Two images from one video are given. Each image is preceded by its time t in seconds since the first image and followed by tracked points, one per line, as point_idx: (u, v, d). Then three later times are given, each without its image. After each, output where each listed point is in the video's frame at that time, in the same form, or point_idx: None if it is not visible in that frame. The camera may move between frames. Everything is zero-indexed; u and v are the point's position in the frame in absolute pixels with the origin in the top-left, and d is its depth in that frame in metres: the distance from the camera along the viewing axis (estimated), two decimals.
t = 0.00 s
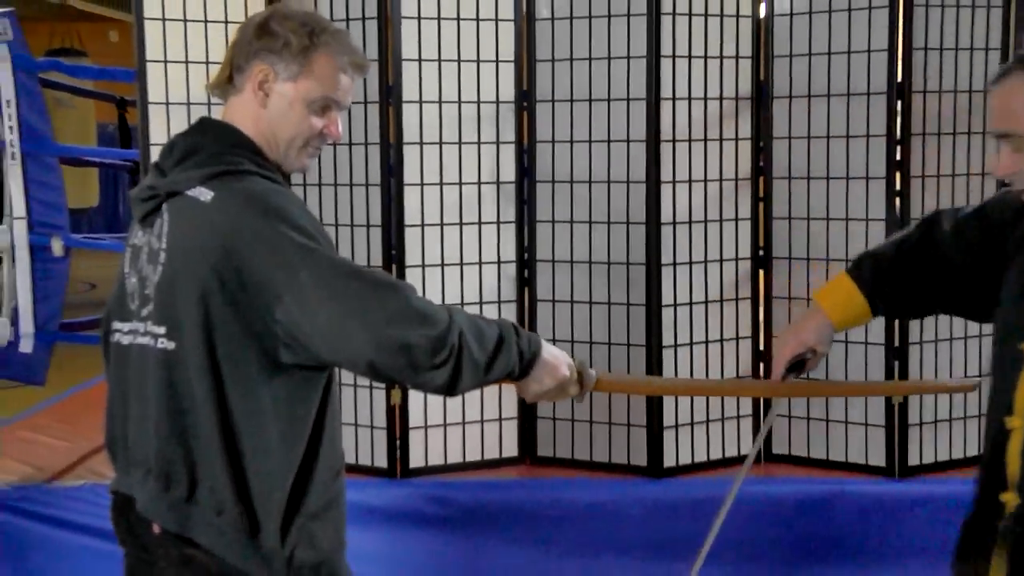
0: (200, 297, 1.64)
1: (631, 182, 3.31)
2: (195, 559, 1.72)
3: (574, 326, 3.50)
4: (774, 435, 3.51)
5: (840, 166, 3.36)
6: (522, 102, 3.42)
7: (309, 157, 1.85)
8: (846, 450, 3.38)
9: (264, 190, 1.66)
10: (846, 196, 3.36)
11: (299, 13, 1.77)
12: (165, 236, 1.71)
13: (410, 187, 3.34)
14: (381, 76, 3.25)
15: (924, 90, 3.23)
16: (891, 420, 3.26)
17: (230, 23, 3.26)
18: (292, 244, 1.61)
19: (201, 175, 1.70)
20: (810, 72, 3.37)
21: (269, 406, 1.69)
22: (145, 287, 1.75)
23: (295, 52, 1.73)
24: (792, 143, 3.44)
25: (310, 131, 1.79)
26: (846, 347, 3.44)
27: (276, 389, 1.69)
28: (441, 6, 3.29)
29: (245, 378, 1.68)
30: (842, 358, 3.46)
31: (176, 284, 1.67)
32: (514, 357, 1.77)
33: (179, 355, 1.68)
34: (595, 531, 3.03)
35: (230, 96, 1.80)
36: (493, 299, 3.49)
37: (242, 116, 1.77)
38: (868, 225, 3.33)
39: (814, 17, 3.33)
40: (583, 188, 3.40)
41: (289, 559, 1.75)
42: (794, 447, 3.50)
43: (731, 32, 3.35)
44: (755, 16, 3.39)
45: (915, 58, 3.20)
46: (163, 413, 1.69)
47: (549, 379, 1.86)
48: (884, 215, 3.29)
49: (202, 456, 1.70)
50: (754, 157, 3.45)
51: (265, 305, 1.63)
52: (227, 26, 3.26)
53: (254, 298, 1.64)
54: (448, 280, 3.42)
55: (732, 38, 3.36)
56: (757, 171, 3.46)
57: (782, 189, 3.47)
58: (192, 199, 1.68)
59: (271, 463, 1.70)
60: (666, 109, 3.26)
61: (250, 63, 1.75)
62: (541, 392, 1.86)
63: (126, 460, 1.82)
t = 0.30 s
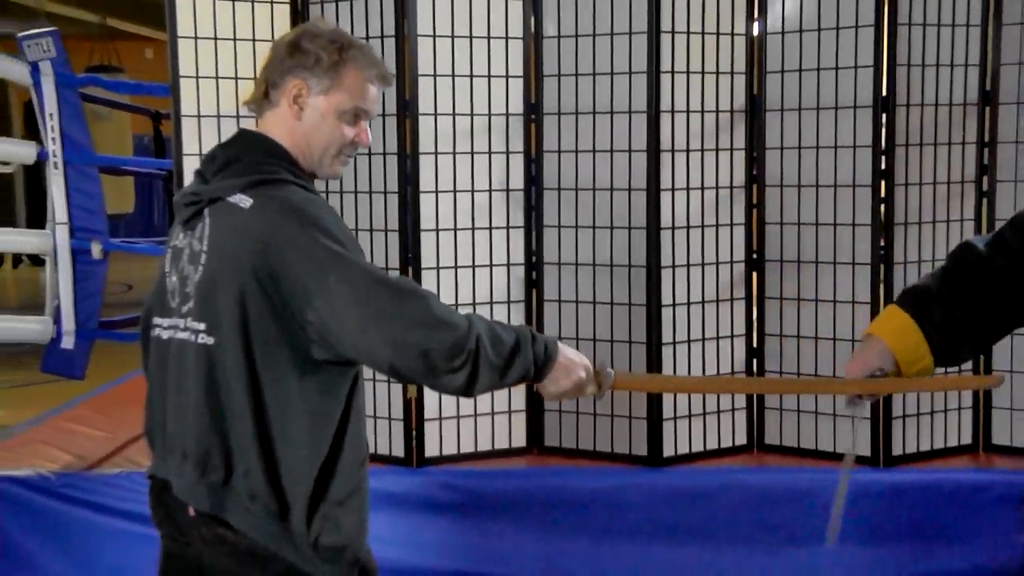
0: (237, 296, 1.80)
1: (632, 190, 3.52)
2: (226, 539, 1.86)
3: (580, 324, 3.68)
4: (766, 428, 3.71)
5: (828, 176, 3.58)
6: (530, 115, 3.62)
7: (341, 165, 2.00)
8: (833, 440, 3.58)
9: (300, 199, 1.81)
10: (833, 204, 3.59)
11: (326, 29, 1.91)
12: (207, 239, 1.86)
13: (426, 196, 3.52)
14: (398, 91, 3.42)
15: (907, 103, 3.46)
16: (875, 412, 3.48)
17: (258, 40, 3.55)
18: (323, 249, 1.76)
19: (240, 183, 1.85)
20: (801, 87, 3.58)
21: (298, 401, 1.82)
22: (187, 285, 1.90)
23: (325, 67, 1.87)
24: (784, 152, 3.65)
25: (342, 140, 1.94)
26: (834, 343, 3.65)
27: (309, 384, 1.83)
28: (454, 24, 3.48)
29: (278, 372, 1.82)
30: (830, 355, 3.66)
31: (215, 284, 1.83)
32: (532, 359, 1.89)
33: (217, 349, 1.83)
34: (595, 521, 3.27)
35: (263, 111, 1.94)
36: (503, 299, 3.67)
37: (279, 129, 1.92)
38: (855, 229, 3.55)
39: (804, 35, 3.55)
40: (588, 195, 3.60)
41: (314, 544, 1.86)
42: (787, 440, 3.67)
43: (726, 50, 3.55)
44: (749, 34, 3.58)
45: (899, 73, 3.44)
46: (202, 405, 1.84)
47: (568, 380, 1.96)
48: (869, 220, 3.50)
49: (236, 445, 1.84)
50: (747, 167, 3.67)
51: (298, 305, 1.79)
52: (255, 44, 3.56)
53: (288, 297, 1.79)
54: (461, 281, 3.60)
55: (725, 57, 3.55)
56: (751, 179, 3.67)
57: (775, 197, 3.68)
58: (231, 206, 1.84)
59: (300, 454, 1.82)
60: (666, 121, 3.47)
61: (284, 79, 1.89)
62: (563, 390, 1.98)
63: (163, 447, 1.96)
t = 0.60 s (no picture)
0: (251, 299, 1.87)
1: (631, 195, 3.64)
2: (240, 532, 1.94)
3: (581, 324, 3.79)
4: (760, 424, 3.86)
5: (821, 180, 3.70)
6: (534, 122, 3.74)
7: (356, 170, 2.09)
8: (826, 437, 3.74)
9: (314, 207, 1.89)
10: (826, 210, 3.70)
11: (339, 40, 2.00)
12: (224, 243, 1.95)
13: (432, 201, 3.62)
14: (406, 100, 3.55)
15: (896, 112, 3.62)
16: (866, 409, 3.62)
17: (271, 51, 3.71)
18: (335, 256, 1.84)
19: (257, 190, 1.94)
20: (794, 96, 3.72)
21: (307, 402, 1.90)
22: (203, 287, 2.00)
23: (338, 76, 1.96)
24: (777, 159, 3.77)
25: (355, 147, 2.02)
26: (825, 343, 3.76)
27: (318, 386, 1.90)
28: (460, 36, 3.59)
29: (290, 373, 1.89)
30: (823, 354, 3.77)
31: (231, 287, 1.91)
32: (532, 369, 1.96)
33: (232, 350, 1.91)
34: (599, 511, 3.40)
35: (282, 120, 2.05)
36: (506, 300, 3.78)
37: (295, 137, 2.02)
38: (846, 233, 3.67)
39: (796, 46, 3.70)
40: (588, 201, 3.72)
41: (321, 539, 1.92)
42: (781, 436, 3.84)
43: (720, 59, 3.70)
44: (744, 45, 3.75)
45: (887, 83, 3.58)
46: (214, 402, 1.91)
47: (565, 390, 2.04)
48: (859, 224, 3.63)
49: (248, 442, 1.92)
50: (742, 172, 3.80)
51: (312, 307, 1.87)
52: (268, 55, 3.72)
53: (302, 300, 1.88)
54: (466, 283, 3.70)
55: (720, 64, 3.70)
56: (746, 185, 3.80)
57: (769, 202, 3.81)
58: (248, 212, 1.92)
59: (307, 452, 1.90)
60: (663, 128, 3.59)
61: (298, 90, 1.98)
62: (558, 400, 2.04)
63: (179, 442, 2.06)
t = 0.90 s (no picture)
0: (249, 301, 1.87)
1: (631, 198, 3.64)
2: (238, 534, 1.94)
3: (580, 327, 3.79)
4: (760, 426, 3.87)
5: (821, 182, 3.70)
6: (533, 125, 3.75)
7: (354, 172, 2.09)
8: (825, 439, 3.75)
9: (313, 211, 1.89)
10: (825, 212, 3.70)
11: (335, 42, 2.00)
12: (222, 246, 1.95)
13: (431, 203, 3.63)
14: (406, 103, 3.55)
15: (895, 114, 3.62)
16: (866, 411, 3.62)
17: (271, 54, 3.72)
18: (333, 259, 1.84)
19: (255, 193, 1.94)
20: (794, 98, 3.73)
21: (305, 405, 1.90)
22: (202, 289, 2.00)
23: (336, 78, 1.96)
24: (777, 161, 3.78)
25: (354, 149, 2.03)
26: (825, 344, 3.76)
27: (315, 389, 1.90)
28: (460, 39, 3.60)
29: (287, 375, 1.89)
30: (822, 356, 3.78)
31: (229, 289, 1.91)
32: (526, 375, 1.95)
33: (230, 353, 1.91)
34: (599, 513, 3.40)
35: (279, 124, 2.04)
36: (506, 302, 3.78)
37: (293, 140, 2.02)
38: (846, 235, 3.67)
39: (796, 48, 3.70)
40: (587, 203, 3.72)
41: (318, 540, 1.93)
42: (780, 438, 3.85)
43: (720, 61, 3.70)
44: (743, 48, 3.74)
45: (887, 85, 3.59)
46: (212, 405, 1.91)
47: (560, 396, 2.04)
48: (859, 226, 3.63)
49: (246, 444, 1.92)
50: (742, 175, 3.80)
51: (309, 310, 1.87)
52: (268, 57, 3.72)
53: (300, 304, 1.88)
54: (466, 285, 3.70)
55: (721, 67, 3.70)
56: (746, 187, 3.80)
57: (768, 204, 3.81)
58: (246, 214, 1.92)
59: (305, 455, 1.90)
60: (662, 131, 3.59)
61: (295, 92, 1.98)
62: (553, 407, 2.04)
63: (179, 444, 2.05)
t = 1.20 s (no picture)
0: (247, 305, 1.87)
1: (630, 201, 3.64)
2: (237, 538, 1.94)
3: (579, 330, 3.79)
4: (759, 430, 3.87)
5: (821, 185, 3.70)
6: (533, 127, 3.75)
7: (353, 173, 2.08)
8: (825, 441, 3.75)
9: (311, 214, 1.89)
10: (825, 214, 3.71)
11: (329, 42, 2.00)
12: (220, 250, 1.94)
13: (431, 207, 3.62)
14: (405, 106, 3.56)
15: (894, 117, 3.62)
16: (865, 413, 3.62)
17: (270, 56, 3.72)
18: (331, 263, 1.84)
19: (253, 196, 1.93)
20: (793, 102, 3.72)
21: (301, 407, 1.89)
22: (200, 293, 2.00)
23: (331, 78, 1.96)
24: (775, 164, 3.78)
25: (352, 149, 2.02)
26: (824, 347, 3.76)
27: (311, 392, 1.90)
28: (460, 42, 3.59)
29: (284, 378, 1.89)
30: (821, 359, 3.78)
31: (228, 293, 1.91)
32: (524, 377, 1.95)
33: (229, 357, 1.91)
34: (599, 516, 3.40)
35: (276, 127, 2.04)
36: (506, 305, 3.78)
37: (291, 143, 2.02)
38: (845, 238, 3.68)
39: (796, 51, 3.70)
40: (587, 206, 3.72)
41: (316, 544, 1.92)
42: (779, 440, 3.85)
43: (720, 64, 3.70)
44: (743, 51, 3.73)
45: (887, 88, 3.59)
46: (211, 409, 1.91)
47: (557, 397, 2.04)
48: (858, 229, 3.63)
49: (244, 448, 1.92)
50: (741, 178, 3.80)
51: (307, 314, 1.87)
52: (268, 60, 3.73)
53: (298, 308, 1.87)
54: (466, 288, 3.70)
55: (721, 70, 3.70)
56: (745, 190, 3.80)
57: (768, 207, 3.81)
58: (244, 218, 1.92)
59: (302, 458, 1.89)
60: (662, 134, 3.59)
61: (291, 95, 1.98)
62: (550, 408, 2.04)
63: (178, 449, 2.04)
